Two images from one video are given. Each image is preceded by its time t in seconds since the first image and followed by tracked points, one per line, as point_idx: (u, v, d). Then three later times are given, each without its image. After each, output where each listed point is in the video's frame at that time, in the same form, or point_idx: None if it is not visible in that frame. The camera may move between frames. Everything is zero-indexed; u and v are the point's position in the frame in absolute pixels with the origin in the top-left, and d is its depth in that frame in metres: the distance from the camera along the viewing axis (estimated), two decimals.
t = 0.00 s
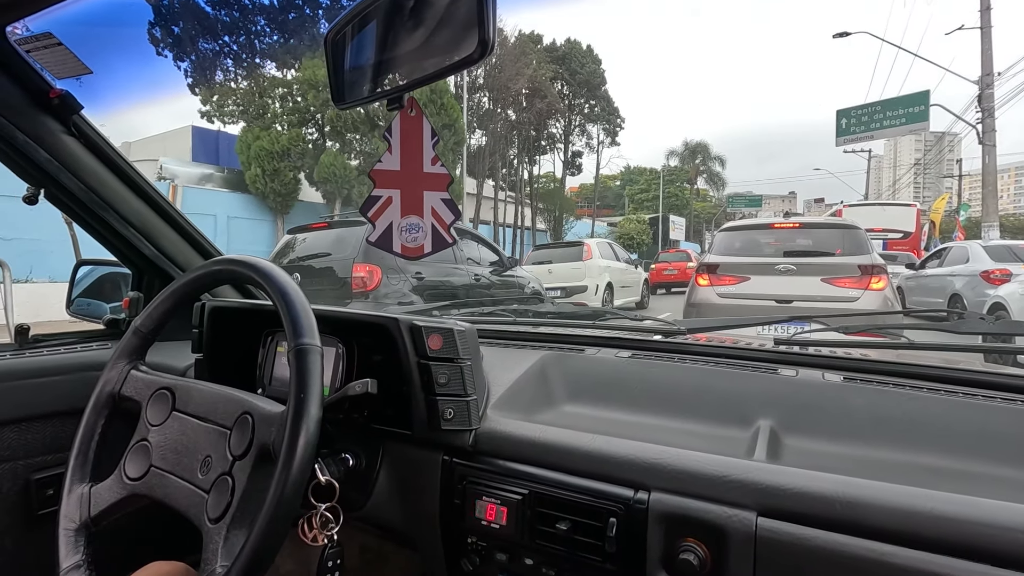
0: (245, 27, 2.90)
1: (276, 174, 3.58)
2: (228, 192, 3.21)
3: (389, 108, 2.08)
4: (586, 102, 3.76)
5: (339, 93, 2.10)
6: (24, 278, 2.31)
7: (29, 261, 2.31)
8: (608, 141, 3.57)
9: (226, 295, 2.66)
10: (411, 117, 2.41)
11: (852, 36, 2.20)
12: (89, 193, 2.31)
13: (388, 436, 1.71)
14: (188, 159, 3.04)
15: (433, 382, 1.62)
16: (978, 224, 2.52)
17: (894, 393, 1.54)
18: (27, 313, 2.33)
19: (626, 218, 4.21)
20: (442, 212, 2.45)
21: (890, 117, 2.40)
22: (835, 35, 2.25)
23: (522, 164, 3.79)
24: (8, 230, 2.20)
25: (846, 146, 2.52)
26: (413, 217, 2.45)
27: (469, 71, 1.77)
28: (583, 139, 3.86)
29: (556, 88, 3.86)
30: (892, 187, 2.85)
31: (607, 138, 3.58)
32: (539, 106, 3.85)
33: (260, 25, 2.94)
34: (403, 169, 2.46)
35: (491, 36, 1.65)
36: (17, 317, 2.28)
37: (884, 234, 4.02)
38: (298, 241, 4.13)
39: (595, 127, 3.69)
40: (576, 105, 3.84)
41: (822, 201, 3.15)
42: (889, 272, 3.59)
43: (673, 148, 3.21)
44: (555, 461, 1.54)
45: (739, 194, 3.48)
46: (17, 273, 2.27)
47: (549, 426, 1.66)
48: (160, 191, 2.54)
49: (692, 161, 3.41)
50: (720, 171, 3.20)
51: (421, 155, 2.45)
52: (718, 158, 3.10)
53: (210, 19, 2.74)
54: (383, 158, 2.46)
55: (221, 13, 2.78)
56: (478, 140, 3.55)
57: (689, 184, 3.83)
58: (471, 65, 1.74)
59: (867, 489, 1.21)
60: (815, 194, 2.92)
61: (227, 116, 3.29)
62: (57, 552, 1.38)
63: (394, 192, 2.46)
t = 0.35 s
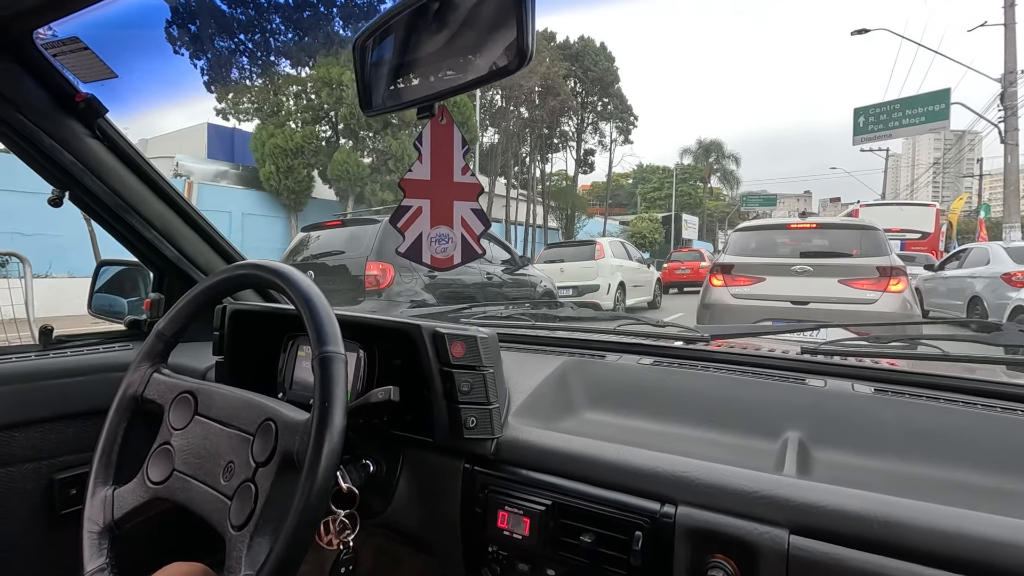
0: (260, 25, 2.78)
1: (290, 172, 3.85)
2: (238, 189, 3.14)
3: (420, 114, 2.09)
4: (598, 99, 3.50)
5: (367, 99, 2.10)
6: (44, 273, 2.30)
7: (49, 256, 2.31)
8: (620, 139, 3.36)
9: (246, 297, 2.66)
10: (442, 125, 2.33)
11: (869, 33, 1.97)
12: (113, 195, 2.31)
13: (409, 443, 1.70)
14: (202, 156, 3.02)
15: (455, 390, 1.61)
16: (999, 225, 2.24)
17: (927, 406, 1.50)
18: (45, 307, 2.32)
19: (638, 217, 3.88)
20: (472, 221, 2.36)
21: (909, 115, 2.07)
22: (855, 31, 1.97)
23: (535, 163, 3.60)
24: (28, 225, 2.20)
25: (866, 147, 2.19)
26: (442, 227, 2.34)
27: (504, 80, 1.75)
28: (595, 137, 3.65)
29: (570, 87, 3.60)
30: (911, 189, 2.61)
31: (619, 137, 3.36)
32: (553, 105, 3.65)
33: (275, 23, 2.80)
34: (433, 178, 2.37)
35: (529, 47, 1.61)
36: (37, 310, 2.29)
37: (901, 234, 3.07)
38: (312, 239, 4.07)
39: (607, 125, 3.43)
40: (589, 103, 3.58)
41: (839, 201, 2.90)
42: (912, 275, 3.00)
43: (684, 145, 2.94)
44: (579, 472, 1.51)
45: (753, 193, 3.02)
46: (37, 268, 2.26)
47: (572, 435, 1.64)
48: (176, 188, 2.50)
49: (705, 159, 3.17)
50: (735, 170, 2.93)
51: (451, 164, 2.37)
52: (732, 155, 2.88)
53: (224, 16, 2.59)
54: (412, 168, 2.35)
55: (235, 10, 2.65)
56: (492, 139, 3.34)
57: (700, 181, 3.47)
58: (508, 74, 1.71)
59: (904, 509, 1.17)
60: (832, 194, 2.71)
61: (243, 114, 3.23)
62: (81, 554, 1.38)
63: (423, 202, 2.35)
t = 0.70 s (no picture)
0: (275, 24, 2.75)
1: (302, 170, 3.94)
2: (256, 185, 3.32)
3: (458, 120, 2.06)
4: (611, 98, 3.14)
5: (402, 105, 2.05)
6: (62, 268, 2.30)
7: (65, 251, 2.29)
8: (632, 138, 3.08)
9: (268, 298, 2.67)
10: (480, 131, 2.31)
11: (885, 31, 1.84)
12: (140, 197, 2.32)
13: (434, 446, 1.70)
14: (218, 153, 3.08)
15: (482, 395, 1.60)
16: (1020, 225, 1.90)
17: (961, 416, 1.47)
18: (65, 302, 2.33)
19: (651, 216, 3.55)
20: (507, 228, 2.34)
21: (926, 114, 1.97)
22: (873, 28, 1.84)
23: (546, 160, 3.30)
24: (43, 220, 2.19)
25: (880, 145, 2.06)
26: (478, 233, 2.33)
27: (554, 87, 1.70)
28: (607, 135, 3.24)
29: (582, 83, 3.14)
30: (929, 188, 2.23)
31: (630, 135, 3.10)
32: (564, 102, 3.22)
33: (287, 21, 2.75)
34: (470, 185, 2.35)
35: (580, 51, 1.59)
36: (56, 305, 2.29)
37: (917, 233, 2.71)
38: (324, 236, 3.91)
39: (618, 124, 3.15)
40: (601, 101, 3.18)
41: (853, 200, 2.68)
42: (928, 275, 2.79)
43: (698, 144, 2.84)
44: (608, 478, 1.50)
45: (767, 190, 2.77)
46: (54, 263, 2.25)
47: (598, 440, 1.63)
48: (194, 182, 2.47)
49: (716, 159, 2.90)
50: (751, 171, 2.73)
51: (487, 170, 2.33)
52: (746, 155, 2.76)
53: (241, 16, 2.58)
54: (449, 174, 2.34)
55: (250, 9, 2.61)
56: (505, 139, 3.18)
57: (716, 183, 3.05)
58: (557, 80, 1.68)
59: (945, 522, 1.15)
60: (849, 192, 2.60)
61: (255, 111, 3.25)
62: (111, 553, 1.39)
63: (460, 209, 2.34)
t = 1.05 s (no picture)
0: (284, 21, 2.78)
1: (312, 167, 3.69)
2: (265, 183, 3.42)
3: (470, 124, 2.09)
4: (621, 96, 3.12)
5: (415, 107, 2.09)
6: (76, 264, 2.32)
7: (79, 248, 2.31)
8: (642, 135, 3.11)
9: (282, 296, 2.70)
10: (493, 134, 2.32)
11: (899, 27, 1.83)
12: (156, 195, 2.35)
13: (445, 443, 1.72)
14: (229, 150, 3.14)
15: (492, 393, 1.62)
16: None
17: (971, 419, 1.47)
18: (79, 298, 2.35)
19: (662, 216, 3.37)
20: (520, 230, 2.35)
21: (941, 111, 1.94)
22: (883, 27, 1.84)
23: (554, 158, 3.32)
24: (57, 217, 2.21)
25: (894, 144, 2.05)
26: (491, 235, 2.34)
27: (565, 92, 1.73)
28: (615, 133, 3.25)
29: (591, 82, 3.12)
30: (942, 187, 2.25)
31: (640, 133, 3.13)
32: (574, 99, 3.23)
33: (298, 19, 2.79)
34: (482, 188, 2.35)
35: (591, 59, 1.59)
36: (71, 301, 2.32)
37: (931, 233, 2.79)
38: (335, 233, 3.96)
39: (628, 121, 3.19)
40: (611, 100, 3.17)
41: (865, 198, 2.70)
42: (939, 275, 2.80)
43: (707, 142, 2.86)
44: (616, 478, 1.51)
45: (776, 189, 2.76)
46: (68, 259, 2.28)
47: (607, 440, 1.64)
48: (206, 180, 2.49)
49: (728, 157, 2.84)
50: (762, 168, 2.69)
51: (499, 173, 2.34)
52: (757, 152, 2.71)
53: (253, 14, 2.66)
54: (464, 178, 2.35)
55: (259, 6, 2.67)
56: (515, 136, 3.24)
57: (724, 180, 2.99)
58: (568, 86, 1.70)
59: (954, 524, 1.16)
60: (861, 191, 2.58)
61: (266, 109, 3.27)
62: (128, 546, 1.42)
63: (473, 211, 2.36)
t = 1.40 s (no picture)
0: (294, 20, 2.80)
1: (320, 164, 3.54)
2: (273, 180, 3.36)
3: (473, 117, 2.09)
4: (628, 93, 3.11)
5: (418, 103, 2.07)
6: (86, 260, 2.36)
7: (91, 244, 2.35)
8: (649, 133, 3.12)
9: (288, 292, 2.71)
10: (495, 128, 2.32)
11: (911, 23, 1.80)
12: (163, 191, 2.36)
13: (449, 439, 1.72)
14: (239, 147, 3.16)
15: (496, 390, 1.62)
16: None
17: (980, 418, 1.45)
18: (90, 294, 2.38)
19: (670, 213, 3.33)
20: (524, 225, 2.34)
21: (954, 108, 1.92)
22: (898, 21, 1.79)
23: (562, 155, 3.26)
24: (69, 214, 2.26)
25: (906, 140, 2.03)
26: (494, 230, 2.33)
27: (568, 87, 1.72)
28: (623, 130, 3.30)
29: (599, 78, 3.09)
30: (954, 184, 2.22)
31: (648, 131, 3.14)
32: (581, 96, 3.20)
33: (307, 17, 2.81)
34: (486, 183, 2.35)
35: (595, 51, 1.58)
36: (82, 297, 2.34)
37: (942, 232, 2.79)
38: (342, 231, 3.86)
39: (635, 118, 3.20)
40: (618, 97, 3.18)
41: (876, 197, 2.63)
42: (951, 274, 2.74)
43: (716, 140, 2.84)
44: (620, 475, 1.51)
45: (786, 186, 2.78)
46: (79, 255, 2.32)
47: (611, 437, 1.64)
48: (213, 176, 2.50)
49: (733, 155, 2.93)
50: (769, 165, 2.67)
51: (503, 167, 2.34)
52: (766, 149, 2.68)
53: (261, 12, 2.67)
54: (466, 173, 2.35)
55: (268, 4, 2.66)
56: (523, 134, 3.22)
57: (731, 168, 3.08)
58: (572, 78, 1.69)
59: (961, 524, 1.14)
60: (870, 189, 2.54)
61: (275, 106, 3.32)
62: (134, 538, 1.43)
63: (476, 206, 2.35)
